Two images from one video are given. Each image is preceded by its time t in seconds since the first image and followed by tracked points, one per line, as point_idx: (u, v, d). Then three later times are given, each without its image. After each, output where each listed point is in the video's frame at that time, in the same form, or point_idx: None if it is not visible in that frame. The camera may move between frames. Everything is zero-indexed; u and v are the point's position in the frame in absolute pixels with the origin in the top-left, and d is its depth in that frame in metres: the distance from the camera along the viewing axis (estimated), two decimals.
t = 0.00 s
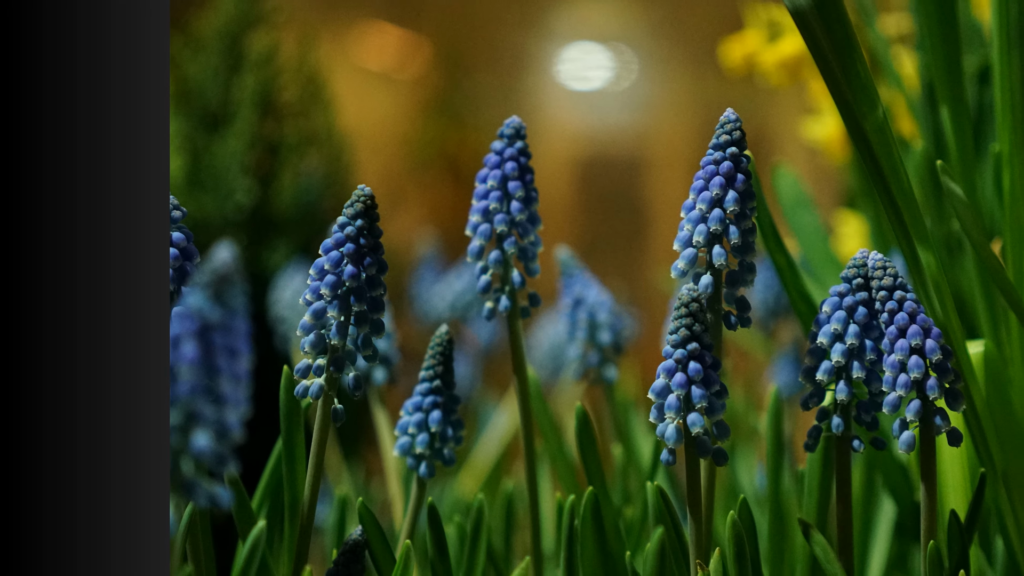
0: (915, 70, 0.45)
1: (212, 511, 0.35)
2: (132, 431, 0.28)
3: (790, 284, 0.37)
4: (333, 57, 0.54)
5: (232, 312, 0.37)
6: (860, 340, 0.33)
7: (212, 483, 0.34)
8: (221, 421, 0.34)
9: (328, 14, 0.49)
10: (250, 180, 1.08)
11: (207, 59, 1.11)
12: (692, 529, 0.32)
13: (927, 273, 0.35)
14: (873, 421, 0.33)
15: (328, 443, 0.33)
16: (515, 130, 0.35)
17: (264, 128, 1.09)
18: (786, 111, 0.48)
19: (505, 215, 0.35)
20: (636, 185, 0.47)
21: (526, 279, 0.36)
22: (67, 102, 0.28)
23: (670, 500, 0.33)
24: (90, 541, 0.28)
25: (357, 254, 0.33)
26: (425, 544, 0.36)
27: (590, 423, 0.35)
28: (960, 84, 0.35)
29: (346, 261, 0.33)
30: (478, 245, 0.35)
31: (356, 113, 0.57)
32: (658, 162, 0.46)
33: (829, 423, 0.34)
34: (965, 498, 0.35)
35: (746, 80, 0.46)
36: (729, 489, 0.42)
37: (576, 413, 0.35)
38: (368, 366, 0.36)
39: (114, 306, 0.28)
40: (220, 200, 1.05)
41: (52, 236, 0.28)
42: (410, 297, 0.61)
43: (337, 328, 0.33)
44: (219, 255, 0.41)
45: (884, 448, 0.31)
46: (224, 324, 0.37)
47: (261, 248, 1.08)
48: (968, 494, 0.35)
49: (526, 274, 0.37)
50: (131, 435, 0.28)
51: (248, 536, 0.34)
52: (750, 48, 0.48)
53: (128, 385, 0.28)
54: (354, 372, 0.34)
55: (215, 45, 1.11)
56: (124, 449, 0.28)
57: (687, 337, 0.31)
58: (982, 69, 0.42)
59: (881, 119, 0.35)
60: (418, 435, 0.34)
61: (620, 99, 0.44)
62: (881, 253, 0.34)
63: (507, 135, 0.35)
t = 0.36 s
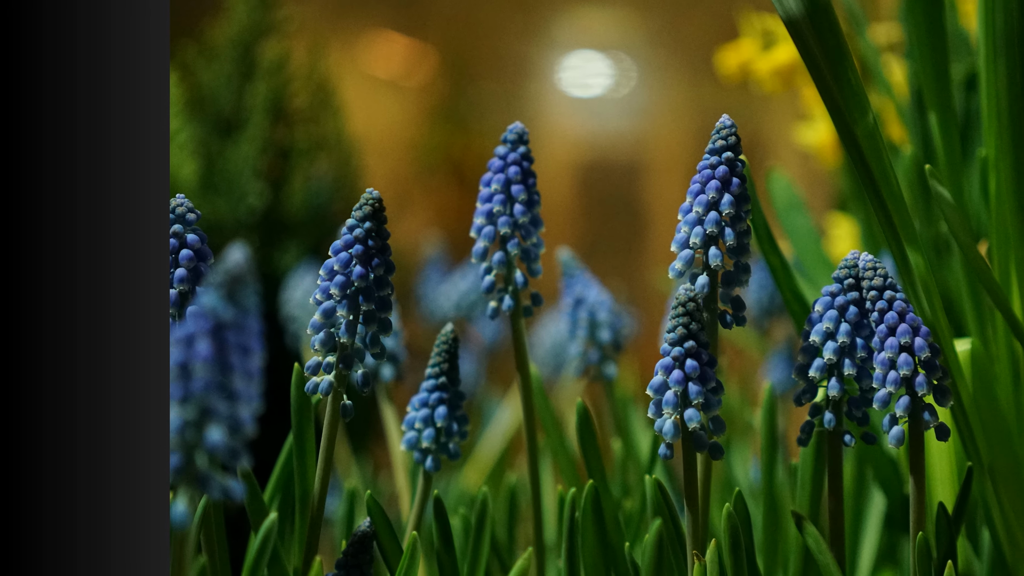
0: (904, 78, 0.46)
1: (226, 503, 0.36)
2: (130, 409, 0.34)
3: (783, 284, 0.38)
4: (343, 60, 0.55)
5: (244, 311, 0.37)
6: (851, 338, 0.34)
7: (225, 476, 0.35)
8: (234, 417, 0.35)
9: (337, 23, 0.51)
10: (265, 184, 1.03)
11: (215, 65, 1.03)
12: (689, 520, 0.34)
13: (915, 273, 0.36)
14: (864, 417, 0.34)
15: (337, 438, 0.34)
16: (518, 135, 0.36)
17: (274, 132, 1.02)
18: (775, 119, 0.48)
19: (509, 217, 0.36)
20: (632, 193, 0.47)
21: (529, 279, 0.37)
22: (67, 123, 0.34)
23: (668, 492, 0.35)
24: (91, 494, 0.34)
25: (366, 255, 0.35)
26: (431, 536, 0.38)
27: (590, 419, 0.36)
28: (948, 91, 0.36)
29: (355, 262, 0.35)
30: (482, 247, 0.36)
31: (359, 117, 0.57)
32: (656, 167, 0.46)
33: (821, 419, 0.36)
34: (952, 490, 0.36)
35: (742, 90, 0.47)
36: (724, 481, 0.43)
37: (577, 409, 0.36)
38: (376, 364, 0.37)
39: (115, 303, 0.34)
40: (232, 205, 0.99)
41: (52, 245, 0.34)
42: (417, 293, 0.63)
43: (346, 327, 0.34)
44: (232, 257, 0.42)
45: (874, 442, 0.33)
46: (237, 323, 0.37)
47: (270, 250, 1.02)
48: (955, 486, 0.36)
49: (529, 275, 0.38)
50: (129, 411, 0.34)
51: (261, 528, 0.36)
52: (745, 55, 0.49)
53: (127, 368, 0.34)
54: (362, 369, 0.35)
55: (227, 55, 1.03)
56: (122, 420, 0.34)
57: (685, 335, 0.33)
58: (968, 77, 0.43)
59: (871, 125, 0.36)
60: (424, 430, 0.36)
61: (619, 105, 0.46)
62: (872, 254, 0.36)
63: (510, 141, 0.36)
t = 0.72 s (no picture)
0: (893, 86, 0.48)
1: (240, 495, 0.38)
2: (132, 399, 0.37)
3: (776, 284, 0.40)
4: (352, 73, 0.55)
5: (257, 310, 0.39)
6: (841, 336, 0.35)
7: (239, 469, 0.37)
8: (248, 412, 0.36)
9: (347, 33, 0.53)
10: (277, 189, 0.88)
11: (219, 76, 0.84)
12: (686, 512, 0.35)
13: (904, 274, 0.37)
14: (853, 412, 0.36)
15: (347, 432, 0.36)
16: (521, 141, 0.37)
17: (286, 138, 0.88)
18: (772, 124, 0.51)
19: (512, 220, 0.37)
20: (632, 197, 0.49)
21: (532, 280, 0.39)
22: (67, 131, 0.37)
23: (666, 485, 0.36)
24: (91, 479, 0.37)
25: (374, 255, 0.36)
26: (438, 526, 0.39)
27: (591, 414, 0.37)
28: (935, 98, 0.37)
29: (364, 263, 0.36)
30: (487, 248, 0.38)
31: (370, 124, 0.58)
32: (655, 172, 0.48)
33: (813, 414, 0.37)
34: (939, 482, 0.38)
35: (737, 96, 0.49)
36: (719, 473, 0.44)
37: (578, 405, 0.37)
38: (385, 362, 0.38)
39: (116, 305, 0.36)
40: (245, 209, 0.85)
41: (53, 246, 0.37)
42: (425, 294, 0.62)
43: (356, 325, 0.36)
44: (245, 258, 0.44)
45: (863, 435, 0.34)
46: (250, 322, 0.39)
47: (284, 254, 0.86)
48: (942, 478, 0.38)
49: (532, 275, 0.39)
50: (129, 404, 0.37)
51: (274, 519, 0.37)
52: (739, 63, 0.51)
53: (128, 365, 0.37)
54: (371, 366, 0.37)
55: (242, 60, 0.83)
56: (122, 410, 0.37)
57: (681, 333, 0.34)
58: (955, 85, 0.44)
59: (861, 131, 0.37)
60: (431, 424, 0.37)
61: (618, 112, 0.47)
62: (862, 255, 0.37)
63: (513, 146, 0.37)
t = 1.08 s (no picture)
0: (883, 93, 0.49)
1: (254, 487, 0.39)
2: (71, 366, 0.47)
3: (770, 285, 0.41)
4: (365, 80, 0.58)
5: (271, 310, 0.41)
6: (831, 334, 0.37)
7: (253, 461, 0.38)
8: (262, 407, 0.38)
9: (357, 43, 0.56)
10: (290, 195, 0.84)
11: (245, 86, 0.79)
12: (683, 503, 0.37)
13: (892, 275, 0.39)
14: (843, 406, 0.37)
15: (357, 426, 0.37)
16: (524, 147, 0.39)
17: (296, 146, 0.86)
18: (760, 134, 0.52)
19: (516, 223, 0.39)
20: (630, 201, 0.51)
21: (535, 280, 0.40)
22: (69, 166, 0.49)
23: (663, 477, 0.38)
24: (90, 431, 0.48)
25: (383, 257, 0.38)
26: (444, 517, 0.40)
27: (591, 408, 0.39)
28: (922, 106, 0.39)
29: (374, 263, 0.38)
30: (491, 249, 0.39)
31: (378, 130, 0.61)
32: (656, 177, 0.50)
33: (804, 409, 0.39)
34: (926, 475, 0.39)
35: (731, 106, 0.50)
36: (716, 466, 0.46)
37: (579, 400, 0.39)
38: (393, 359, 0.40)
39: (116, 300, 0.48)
40: (262, 213, 0.78)
41: (53, 252, 0.49)
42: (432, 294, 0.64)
43: (366, 323, 0.37)
44: (259, 260, 0.46)
45: (852, 429, 0.35)
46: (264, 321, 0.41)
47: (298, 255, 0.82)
48: (929, 471, 0.39)
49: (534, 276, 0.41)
50: (127, 375, 0.48)
51: (287, 509, 0.39)
52: (734, 73, 0.49)
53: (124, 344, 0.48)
54: (381, 363, 0.38)
55: (259, 71, 0.80)
56: (80, 388, 0.48)
57: (678, 331, 0.36)
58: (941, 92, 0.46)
59: (851, 137, 0.39)
60: (438, 419, 0.39)
61: (616, 120, 0.50)
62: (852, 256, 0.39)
63: (517, 152, 0.39)
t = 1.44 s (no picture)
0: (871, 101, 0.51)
1: (268, 478, 0.41)
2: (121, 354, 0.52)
3: (762, 285, 0.43)
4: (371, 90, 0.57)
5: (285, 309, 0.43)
6: (822, 332, 0.39)
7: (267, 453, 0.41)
8: (277, 402, 0.40)
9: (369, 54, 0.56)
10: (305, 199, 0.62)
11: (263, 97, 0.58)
12: (679, 493, 0.38)
13: (880, 275, 0.40)
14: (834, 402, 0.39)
15: (368, 420, 0.39)
16: (528, 153, 0.41)
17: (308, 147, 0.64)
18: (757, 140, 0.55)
19: (520, 226, 0.40)
20: (629, 205, 0.54)
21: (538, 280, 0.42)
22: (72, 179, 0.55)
23: (660, 469, 0.39)
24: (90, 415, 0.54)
25: (393, 258, 0.39)
26: (451, 507, 0.42)
27: (591, 403, 0.41)
28: (908, 114, 0.41)
29: (383, 265, 0.39)
30: (496, 251, 0.41)
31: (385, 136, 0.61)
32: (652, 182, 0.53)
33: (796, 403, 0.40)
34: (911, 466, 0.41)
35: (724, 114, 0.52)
36: (711, 458, 0.47)
37: (580, 395, 0.40)
38: (402, 356, 0.41)
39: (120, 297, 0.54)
40: (275, 217, 0.58)
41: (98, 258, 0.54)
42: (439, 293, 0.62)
43: (376, 322, 0.39)
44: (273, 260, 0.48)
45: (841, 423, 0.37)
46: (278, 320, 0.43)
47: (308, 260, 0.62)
48: (914, 462, 0.41)
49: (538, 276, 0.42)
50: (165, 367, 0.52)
51: (300, 499, 0.40)
52: (728, 83, 0.51)
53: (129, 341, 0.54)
54: (390, 360, 0.40)
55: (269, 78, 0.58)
56: (120, 373, 0.53)
57: (675, 329, 0.37)
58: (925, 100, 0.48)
59: (840, 144, 0.40)
60: (445, 413, 0.40)
61: (617, 126, 0.53)
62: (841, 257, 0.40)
63: (521, 158, 0.41)
